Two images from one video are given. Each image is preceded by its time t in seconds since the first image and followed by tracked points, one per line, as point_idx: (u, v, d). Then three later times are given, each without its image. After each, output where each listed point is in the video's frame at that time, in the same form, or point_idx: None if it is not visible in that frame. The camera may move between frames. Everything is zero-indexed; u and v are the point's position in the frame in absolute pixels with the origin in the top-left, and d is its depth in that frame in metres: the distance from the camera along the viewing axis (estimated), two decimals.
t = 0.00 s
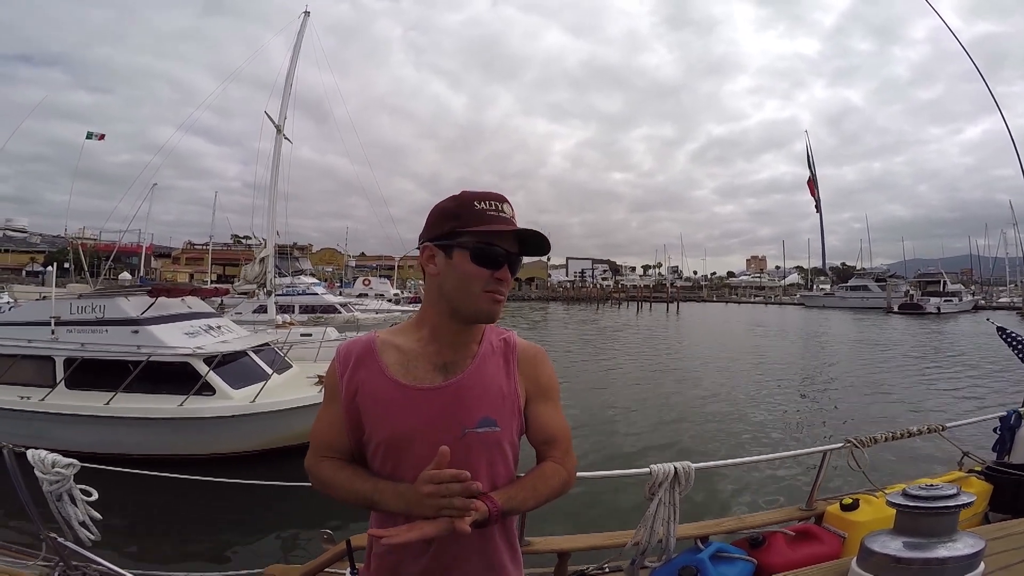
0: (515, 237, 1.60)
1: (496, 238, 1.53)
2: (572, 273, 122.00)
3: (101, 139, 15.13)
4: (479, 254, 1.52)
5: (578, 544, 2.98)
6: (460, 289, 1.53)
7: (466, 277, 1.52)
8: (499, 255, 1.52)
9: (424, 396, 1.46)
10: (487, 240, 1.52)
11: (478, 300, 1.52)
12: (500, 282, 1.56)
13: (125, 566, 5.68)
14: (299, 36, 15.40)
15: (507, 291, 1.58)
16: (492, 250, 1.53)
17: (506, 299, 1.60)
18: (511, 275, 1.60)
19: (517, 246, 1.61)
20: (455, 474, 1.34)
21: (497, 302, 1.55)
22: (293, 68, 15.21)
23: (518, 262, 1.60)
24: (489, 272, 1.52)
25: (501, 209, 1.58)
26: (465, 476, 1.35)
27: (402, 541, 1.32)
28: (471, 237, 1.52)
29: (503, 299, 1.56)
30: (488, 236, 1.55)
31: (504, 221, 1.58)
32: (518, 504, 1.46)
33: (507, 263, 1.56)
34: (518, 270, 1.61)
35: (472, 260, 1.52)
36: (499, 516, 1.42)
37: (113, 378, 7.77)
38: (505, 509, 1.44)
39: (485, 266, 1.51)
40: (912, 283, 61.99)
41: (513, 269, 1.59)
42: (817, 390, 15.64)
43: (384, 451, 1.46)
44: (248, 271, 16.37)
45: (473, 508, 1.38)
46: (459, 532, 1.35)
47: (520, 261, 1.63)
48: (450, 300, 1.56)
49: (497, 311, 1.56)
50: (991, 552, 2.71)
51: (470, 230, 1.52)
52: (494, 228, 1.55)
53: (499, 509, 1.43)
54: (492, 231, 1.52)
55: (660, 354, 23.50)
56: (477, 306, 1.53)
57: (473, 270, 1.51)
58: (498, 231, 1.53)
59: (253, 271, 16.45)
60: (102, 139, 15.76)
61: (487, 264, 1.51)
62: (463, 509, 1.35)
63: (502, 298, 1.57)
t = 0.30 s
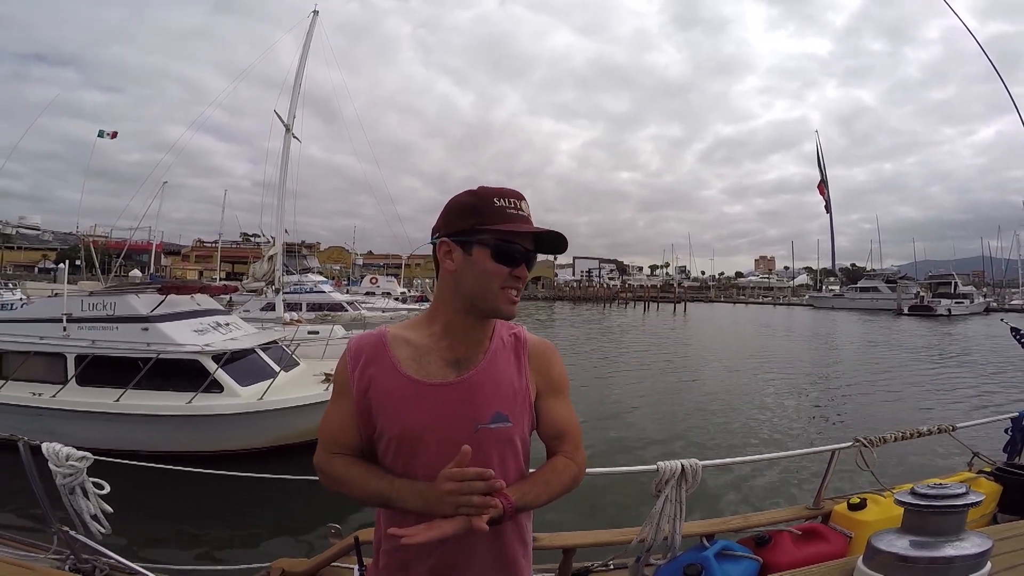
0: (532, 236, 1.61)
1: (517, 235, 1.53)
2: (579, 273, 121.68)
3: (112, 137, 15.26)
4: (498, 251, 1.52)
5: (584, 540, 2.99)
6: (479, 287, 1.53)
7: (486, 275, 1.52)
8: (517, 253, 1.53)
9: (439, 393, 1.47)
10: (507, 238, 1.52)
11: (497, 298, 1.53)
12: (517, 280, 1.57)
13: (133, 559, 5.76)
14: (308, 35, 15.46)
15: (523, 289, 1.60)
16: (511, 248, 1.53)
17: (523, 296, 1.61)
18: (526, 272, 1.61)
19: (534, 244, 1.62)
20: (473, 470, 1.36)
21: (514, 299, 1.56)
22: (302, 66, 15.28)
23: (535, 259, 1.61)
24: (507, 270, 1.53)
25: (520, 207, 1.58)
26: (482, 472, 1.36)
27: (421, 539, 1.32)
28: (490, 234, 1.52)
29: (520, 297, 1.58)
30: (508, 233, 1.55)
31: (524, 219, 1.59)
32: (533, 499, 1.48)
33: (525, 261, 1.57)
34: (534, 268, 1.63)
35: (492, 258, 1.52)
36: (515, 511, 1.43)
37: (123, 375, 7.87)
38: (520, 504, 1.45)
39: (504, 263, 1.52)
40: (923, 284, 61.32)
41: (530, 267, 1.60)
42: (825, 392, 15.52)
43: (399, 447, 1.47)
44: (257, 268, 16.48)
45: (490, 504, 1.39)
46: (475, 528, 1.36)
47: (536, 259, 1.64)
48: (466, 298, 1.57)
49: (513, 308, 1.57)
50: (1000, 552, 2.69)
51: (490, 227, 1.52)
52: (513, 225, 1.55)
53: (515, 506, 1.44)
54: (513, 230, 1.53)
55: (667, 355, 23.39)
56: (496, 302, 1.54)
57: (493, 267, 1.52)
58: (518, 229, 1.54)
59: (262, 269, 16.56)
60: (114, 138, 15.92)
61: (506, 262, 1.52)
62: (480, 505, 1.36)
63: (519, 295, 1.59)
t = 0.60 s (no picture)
0: (529, 234, 1.63)
1: (514, 233, 1.54)
2: (572, 273, 121.86)
3: (101, 138, 15.12)
4: (495, 248, 1.53)
5: (578, 537, 3.00)
6: (477, 284, 1.54)
7: (484, 273, 1.53)
8: (514, 251, 1.54)
9: (436, 391, 1.47)
10: (504, 236, 1.54)
11: (495, 296, 1.54)
12: (514, 277, 1.58)
13: (126, 558, 5.73)
14: (300, 37, 15.43)
15: (519, 285, 1.61)
16: (508, 245, 1.54)
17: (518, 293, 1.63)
18: (522, 269, 1.63)
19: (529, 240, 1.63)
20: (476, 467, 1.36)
21: (510, 296, 1.58)
22: (293, 67, 15.24)
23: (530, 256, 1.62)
24: (504, 267, 1.54)
25: (518, 205, 1.59)
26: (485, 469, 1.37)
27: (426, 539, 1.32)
28: (488, 231, 1.53)
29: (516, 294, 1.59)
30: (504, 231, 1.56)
31: (521, 217, 1.61)
32: (532, 493, 1.49)
33: (521, 258, 1.58)
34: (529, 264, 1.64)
35: (490, 256, 1.53)
36: (515, 506, 1.45)
37: (113, 377, 7.79)
38: (521, 499, 1.47)
39: (502, 261, 1.53)
40: (911, 283, 62.01)
41: (526, 264, 1.62)
42: (816, 390, 15.67)
43: (397, 446, 1.46)
44: (248, 269, 16.37)
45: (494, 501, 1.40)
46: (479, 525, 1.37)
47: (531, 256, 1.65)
48: (463, 296, 1.57)
49: (509, 305, 1.59)
50: (987, 547, 2.74)
51: (489, 225, 1.53)
52: (510, 223, 1.56)
53: (516, 501, 1.46)
54: (511, 228, 1.54)
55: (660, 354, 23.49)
56: (492, 300, 1.55)
57: (491, 266, 1.53)
58: (516, 227, 1.55)
59: (253, 270, 16.46)
60: (102, 138, 15.76)
61: (503, 260, 1.53)
62: (485, 502, 1.36)
63: (514, 292, 1.60)
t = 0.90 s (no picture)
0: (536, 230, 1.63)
1: (523, 228, 1.55)
2: (575, 272, 121.69)
3: (106, 137, 15.16)
4: (503, 243, 1.53)
5: (580, 533, 2.99)
6: (486, 279, 1.54)
7: (493, 267, 1.53)
8: (521, 246, 1.54)
9: (442, 387, 1.47)
10: (513, 231, 1.54)
11: (505, 291, 1.54)
12: (522, 273, 1.59)
13: (130, 553, 5.80)
14: (303, 35, 15.43)
15: (525, 281, 1.61)
16: (516, 241, 1.54)
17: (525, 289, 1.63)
18: (530, 265, 1.63)
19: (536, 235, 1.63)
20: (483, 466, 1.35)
21: (517, 291, 1.58)
22: (296, 66, 15.24)
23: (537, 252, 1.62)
24: (513, 263, 1.54)
25: (527, 200, 1.59)
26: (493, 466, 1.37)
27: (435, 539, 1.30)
28: (497, 226, 1.52)
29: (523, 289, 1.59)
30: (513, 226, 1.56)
31: (529, 213, 1.60)
32: (538, 486, 1.50)
33: (528, 253, 1.58)
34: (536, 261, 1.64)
35: (500, 251, 1.53)
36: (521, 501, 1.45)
37: (117, 375, 7.83)
38: (527, 494, 1.47)
39: (512, 256, 1.54)
40: (916, 284, 61.74)
41: (533, 260, 1.62)
42: (820, 390, 15.64)
43: (401, 442, 1.45)
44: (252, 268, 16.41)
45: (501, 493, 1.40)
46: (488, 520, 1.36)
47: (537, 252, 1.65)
48: (470, 290, 1.56)
49: (516, 301, 1.59)
50: (992, 546, 2.72)
51: (499, 220, 1.52)
52: (519, 219, 1.56)
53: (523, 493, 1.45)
54: (521, 224, 1.54)
55: (662, 354, 23.45)
56: (500, 295, 1.55)
57: (501, 260, 1.53)
58: (525, 222, 1.55)
59: (257, 269, 16.50)
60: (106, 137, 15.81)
61: (511, 255, 1.53)
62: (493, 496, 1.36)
63: (521, 288, 1.60)
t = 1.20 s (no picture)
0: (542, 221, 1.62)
1: (530, 220, 1.54)
2: (582, 268, 121.53)
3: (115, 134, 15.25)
4: (510, 234, 1.52)
5: (585, 527, 2.98)
6: (493, 270, 1.53)
7: (501, 259, 1.51)
8: (528, 236, 1.53)
9: (448, 379, 1.46)
10: (519, 222, 1.52)
11: (512, 282, 1.53)
12: (528, 264, 1.58)
13: (138, 544, 5.87)
14: (311, 32, 15.44)
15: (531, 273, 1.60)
16: (524, 232, 1.53)
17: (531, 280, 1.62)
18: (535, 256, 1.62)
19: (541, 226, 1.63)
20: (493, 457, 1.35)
21: (524, 282, 1.57)
22: (304, 63, 15.26)
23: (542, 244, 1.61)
24: (520, 253, 1.53)
25: (532, 192, 1.58)
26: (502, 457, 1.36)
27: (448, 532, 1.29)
28: (503, 218, 1.51)
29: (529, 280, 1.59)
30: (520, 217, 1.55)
31: (534, 204, 1.59)
32: (545, 474, 1.49)
33: (534, 244, 1.57)
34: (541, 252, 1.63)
35: (507, 242, 1.52)
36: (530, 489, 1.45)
37: (126, 370, 7.90)
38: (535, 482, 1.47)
39: (520, 248, 1.53)
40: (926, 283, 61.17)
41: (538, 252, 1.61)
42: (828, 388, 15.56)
43: (409, 434, 1.44)
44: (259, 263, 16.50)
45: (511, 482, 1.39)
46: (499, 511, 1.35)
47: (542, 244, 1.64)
48: (477, 282, 1.55)
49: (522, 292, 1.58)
50: (1002, 545, 2.69)
51: (506, 211, 1.51)
52: (526, 211, 1.55)
53: (531, 481, 1.45)
54: (529, 215, 1.53)
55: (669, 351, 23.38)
56: (507, 285, 1.54)
57: (509, 252, 1.52)
58: (532, 214, 1.54)
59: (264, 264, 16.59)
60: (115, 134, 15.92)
61: (518, 245, 1.52)
62: (504, 486, 1.35)
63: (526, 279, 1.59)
